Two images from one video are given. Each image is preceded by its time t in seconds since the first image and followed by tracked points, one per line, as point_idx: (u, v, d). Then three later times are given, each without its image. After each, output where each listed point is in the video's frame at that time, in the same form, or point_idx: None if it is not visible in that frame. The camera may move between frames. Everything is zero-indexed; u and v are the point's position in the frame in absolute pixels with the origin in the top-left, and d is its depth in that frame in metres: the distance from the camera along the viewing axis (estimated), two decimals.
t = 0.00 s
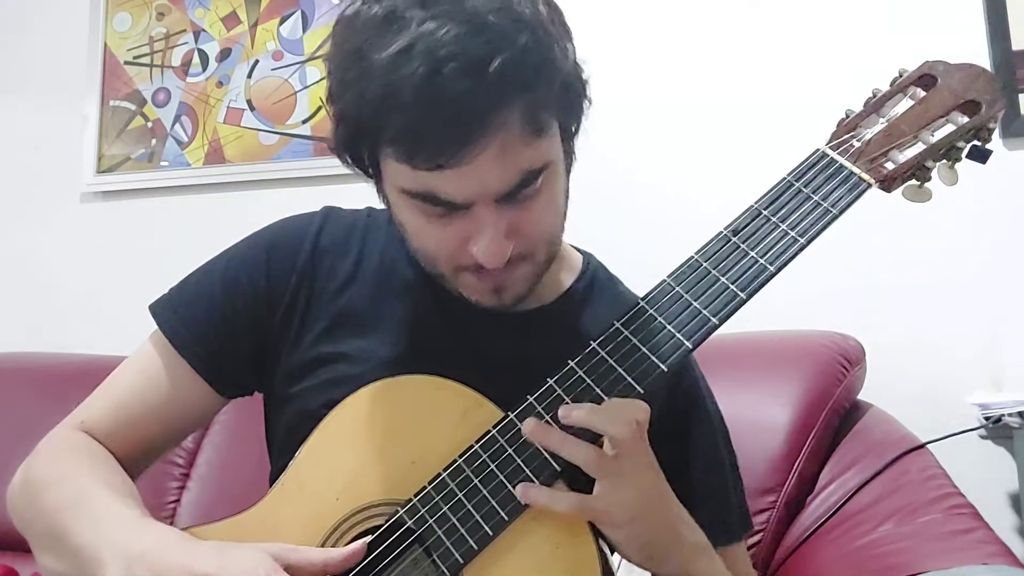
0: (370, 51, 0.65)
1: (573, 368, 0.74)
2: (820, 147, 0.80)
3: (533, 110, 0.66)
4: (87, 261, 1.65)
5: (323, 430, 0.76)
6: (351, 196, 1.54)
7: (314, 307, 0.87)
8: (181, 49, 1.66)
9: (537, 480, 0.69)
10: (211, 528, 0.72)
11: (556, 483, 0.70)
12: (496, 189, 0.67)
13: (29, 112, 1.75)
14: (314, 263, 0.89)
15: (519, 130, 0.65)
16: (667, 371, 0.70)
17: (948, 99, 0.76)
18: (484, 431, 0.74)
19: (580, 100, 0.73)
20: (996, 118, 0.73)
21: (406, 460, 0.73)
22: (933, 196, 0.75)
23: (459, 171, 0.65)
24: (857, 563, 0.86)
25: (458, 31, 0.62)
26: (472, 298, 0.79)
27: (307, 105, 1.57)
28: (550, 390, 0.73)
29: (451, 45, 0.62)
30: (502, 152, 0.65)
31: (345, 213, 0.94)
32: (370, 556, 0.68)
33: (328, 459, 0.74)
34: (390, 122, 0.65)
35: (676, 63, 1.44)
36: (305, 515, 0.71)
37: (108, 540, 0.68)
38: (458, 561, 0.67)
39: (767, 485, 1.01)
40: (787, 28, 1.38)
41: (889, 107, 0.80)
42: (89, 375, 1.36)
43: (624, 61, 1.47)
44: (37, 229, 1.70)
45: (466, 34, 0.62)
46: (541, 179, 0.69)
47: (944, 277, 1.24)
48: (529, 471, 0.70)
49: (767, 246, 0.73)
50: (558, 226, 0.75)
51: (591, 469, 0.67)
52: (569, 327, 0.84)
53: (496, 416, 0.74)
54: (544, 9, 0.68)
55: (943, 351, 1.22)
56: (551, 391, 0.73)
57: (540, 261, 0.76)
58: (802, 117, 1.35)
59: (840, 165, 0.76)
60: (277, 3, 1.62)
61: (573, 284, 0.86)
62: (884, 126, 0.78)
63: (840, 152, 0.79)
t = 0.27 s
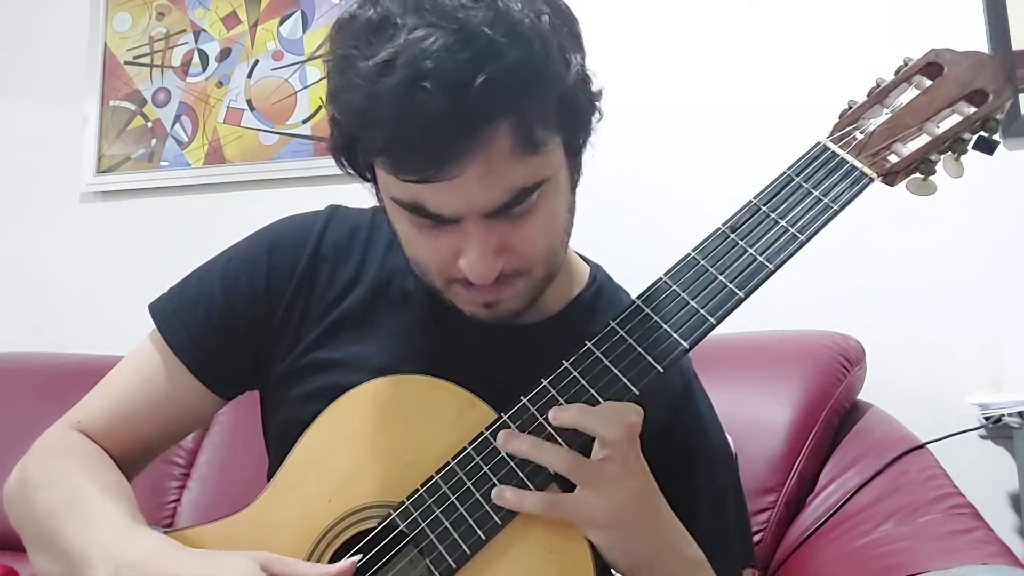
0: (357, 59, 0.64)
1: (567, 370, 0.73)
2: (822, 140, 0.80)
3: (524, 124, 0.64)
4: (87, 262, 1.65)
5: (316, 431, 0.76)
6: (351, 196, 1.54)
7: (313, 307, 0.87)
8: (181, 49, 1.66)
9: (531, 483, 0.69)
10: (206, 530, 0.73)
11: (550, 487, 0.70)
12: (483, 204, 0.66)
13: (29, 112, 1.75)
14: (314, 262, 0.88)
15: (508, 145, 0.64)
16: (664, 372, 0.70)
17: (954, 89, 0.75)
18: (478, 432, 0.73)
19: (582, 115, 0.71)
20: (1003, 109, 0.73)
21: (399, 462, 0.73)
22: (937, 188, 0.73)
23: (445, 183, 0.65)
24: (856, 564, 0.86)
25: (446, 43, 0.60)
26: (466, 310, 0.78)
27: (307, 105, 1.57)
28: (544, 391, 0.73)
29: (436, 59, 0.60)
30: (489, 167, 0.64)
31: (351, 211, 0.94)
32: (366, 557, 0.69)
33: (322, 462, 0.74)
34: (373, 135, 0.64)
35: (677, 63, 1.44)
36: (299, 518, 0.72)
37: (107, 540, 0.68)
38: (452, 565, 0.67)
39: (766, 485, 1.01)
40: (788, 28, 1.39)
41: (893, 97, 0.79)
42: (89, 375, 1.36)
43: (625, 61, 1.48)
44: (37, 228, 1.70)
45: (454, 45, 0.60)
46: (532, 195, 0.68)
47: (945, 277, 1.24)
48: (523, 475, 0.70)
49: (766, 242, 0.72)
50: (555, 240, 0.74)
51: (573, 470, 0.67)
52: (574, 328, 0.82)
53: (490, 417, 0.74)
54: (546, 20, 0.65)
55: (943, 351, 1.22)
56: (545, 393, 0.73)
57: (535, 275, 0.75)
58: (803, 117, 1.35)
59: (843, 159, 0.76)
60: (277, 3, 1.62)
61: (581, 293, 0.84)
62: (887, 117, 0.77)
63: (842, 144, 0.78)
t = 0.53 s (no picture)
0: (340, 56, 0.62)
1: (566, 368, 0.73)
2: (824, 134, 0.80)
3: (507, 135, 0.63)
4: (87, 262, 1.65)
5: (314, 431, 0.76)
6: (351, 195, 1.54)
7: (312, 308, 0.87)
8: (181, 49, 1.66)
9: (529, 484, 0.69)
10: (204, 531, 0.73)
11: (548, 487, 0.70)
12: (463, 215, 0.65)
13: (29, 112, 1.75)
14: (314, 262, 0.88)
15: (489, 156, 0.63)
16: (662, 370, 0.70)
17: (960, 80, 0.75)
18: (477, 431, 0.73)
19: (577, 130, 0.69)
20: (1009, 100, 0.72)
21: (396, 463, 0.73)
22: (942, 181, 0.73)
23: (422, 192, 0.64)
24: (856, 564, 0.86)
25: (430, 45, 0.59)
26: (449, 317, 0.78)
27: (307, 105, 1.57)
28: (542, 390, 0.73)
29: (418, 63, 0.59)
30: (468, 178, 0.63)
31: (353, 211, 0.93)
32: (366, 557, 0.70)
33: (319, 462, 0.74)
34: (351, 135, 0.63)
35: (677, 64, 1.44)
36: (297, 518, 0.72)
37: (106, 541, 0.68)
38: (450, 566, 0.67)
39: (766, 485, 1.02)
40: (788, 29, 1.39)
41: (898, 88, 0.79)
42: (88, 375, 1.36)
43: (625, 62, 1.48)
44: (37, 228, 1.70)
45: (439, 48, 0.59)
46: (514, 209, 0.67)
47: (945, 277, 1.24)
48: (521, 475, 0.69)
49: (767, 239, 0.72)
50: (541, 253, 0.73)
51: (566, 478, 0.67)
52: (576, 328, 0.82)
53: (488, 417, 0.74)
54: (541, 29, 0.63)
55: (943, 351, 1.22)
56: (544, 391, 0.73)
57: (517, 287, 0.74)
58: (803, 117, 1.35)
59: (847, 154, 0.76)
60: (277, 3, 1.62)
61: (583, 298, 0.84)
62: (892, 109, 0.78)
63: (846, 138, 0.79)
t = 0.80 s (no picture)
0: (313, 75, 0.62)
1: (562, 367, 0.73)
2: (820, 127, 0.79)
3: (481, 160, 0.62)
4: (87, 262, 1.66)
5: (311, 430, 0.76)
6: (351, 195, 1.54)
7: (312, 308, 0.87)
8: (181, 49, 1.66)
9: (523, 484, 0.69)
10: (200, 530, 0.73)
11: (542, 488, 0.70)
12: (436, 236, 0.64)
13: (29, 112, 1.75)
14: (313, 260, 0.88)
15: (462, 180, 0.62)
16: (659, 368, 0.70)
17: (956, 72, 0.75)
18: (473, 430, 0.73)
19: (557, 147, 0.68)
20: (1006, 92, 0.73)
21: (392, 462, 0.73)
22: (938, 174, 0.74)
23: (395, 214, 0.63)
24: (857, 564, 0.86)
25: (399, 68, 0.58)
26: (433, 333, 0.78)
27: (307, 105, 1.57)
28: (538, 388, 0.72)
29: (386, 85, 0.58)
30: (437, 198, 0.62)
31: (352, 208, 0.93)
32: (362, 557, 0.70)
33: (316, 462, 0.74)
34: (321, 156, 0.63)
35: (677, 64, 1.44)
36: (294, 518, 0.72)
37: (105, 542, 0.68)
38: (447, 566, 0.68)
39: (766, 485, 1.01)
40: (787, 29, 1.39)
41: (894, 80, 0.79)
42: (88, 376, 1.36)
43: (625, 61, 1.48)
44: (37, 228, 1.70)
45: (409, 69, 0.58)
46: (489, 228, 0.66)
47: (945, 276, 1.24)
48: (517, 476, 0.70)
49: (764, 235, 0.72)
50: (523, 271, 0.72)
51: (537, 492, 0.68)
52: (574, 326, 0.81)
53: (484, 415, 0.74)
54: (516, 48, 0.62)
55: (943, 351, 1.22)
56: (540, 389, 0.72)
57: (499, 304, 0.73)
58: (803, 117, 1.35)
59: (844, 147, 0.76)
60: (277, 2, 1.62)
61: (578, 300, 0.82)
62: (887, 101, 0.77)
63: (841, 131, 0.78)
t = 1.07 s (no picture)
0: (376, 31, 0.64)
1: (559, 368, 0.73)
2: (819, 125, 0.79)
3: (546, 115, 0.66)
4: (87, 262, 1.65)
5: (307, 433, 0.76)
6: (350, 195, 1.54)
7: (311, 309, 0.87)
8: (181, 49, 1.66)
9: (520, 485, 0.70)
10: (198, 530, 0.72)
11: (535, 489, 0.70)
12: (502, 193, 0.67)
13: (29, 112, 1.75)
14: (312, 260, 0.89)
15: (529, 134, 0.65)
16: (655, 370, 0.70)
17: (956, 67, 0.75)
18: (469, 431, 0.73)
19: (595, 113, 0.72)
20: (1006, 88, 0.72)
21: (389, 463, 0.73)
22: (936, 172, 0.73)
23: (463, 168, 0.66)
24: (856, 564, 0.86)
25: (473, 18, 0.61)
26: (463, 311, 0.78)
27: (307, 105, 1.57)
28: (536, 390, 0.73)
29: (461, 35, 0.61)
30: (508, 156, 0.65)
31: (346, 207, 0.94)
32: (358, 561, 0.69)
33: (310, 464, 0.74)
34: (391, 112, 0.65)
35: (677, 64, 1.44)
36: (290, 520, 0.72)
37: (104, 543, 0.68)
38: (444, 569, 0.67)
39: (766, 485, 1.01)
40: (787, 30, 1.39)
41: (893, 76, 0.79)
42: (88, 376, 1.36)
43: (624, 62, 1.47)
44: (37, 228, 1.70)
45: (482, 23, 0.61)
46: (547, 189, 0.69)
47: (944, 276, 1.24)
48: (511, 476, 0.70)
49: (761, 234, 0.72)
50: (563, 241, 0.74)
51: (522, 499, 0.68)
52: (575, 314, 0.85)
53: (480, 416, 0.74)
54: (567, 8, 0.66)
55: (942, 351, 1.22)
56: (537, 391, 0.73)
57: (540, 274, 0.75)
58: (803, 117, 1.35)
59: (842, 145, 0.76)
60: (277, 2, 1.62)
61: (575, 283, 0.86)
62: (887, 98, 0.78)
63: (839, 128, 0.78)
